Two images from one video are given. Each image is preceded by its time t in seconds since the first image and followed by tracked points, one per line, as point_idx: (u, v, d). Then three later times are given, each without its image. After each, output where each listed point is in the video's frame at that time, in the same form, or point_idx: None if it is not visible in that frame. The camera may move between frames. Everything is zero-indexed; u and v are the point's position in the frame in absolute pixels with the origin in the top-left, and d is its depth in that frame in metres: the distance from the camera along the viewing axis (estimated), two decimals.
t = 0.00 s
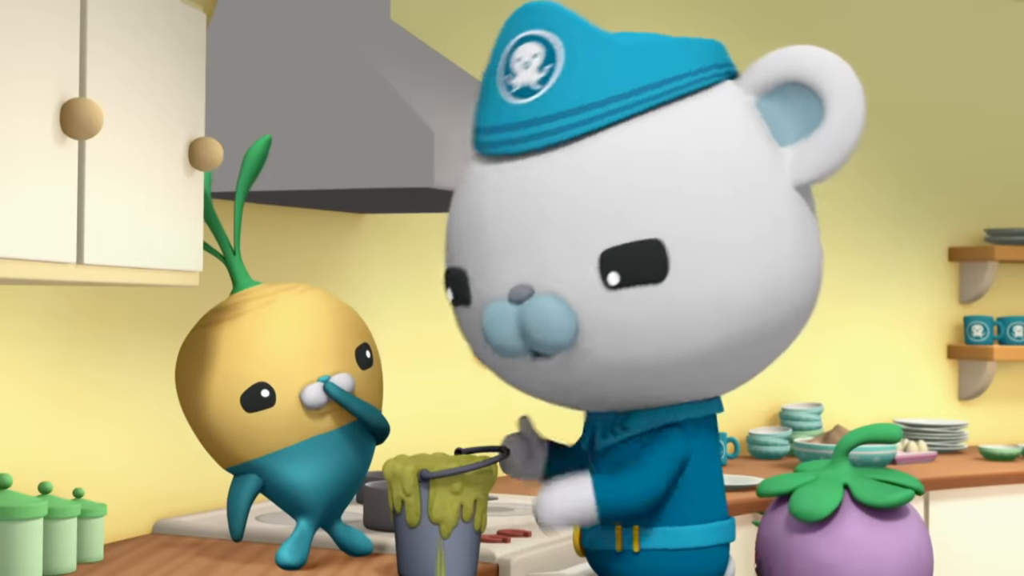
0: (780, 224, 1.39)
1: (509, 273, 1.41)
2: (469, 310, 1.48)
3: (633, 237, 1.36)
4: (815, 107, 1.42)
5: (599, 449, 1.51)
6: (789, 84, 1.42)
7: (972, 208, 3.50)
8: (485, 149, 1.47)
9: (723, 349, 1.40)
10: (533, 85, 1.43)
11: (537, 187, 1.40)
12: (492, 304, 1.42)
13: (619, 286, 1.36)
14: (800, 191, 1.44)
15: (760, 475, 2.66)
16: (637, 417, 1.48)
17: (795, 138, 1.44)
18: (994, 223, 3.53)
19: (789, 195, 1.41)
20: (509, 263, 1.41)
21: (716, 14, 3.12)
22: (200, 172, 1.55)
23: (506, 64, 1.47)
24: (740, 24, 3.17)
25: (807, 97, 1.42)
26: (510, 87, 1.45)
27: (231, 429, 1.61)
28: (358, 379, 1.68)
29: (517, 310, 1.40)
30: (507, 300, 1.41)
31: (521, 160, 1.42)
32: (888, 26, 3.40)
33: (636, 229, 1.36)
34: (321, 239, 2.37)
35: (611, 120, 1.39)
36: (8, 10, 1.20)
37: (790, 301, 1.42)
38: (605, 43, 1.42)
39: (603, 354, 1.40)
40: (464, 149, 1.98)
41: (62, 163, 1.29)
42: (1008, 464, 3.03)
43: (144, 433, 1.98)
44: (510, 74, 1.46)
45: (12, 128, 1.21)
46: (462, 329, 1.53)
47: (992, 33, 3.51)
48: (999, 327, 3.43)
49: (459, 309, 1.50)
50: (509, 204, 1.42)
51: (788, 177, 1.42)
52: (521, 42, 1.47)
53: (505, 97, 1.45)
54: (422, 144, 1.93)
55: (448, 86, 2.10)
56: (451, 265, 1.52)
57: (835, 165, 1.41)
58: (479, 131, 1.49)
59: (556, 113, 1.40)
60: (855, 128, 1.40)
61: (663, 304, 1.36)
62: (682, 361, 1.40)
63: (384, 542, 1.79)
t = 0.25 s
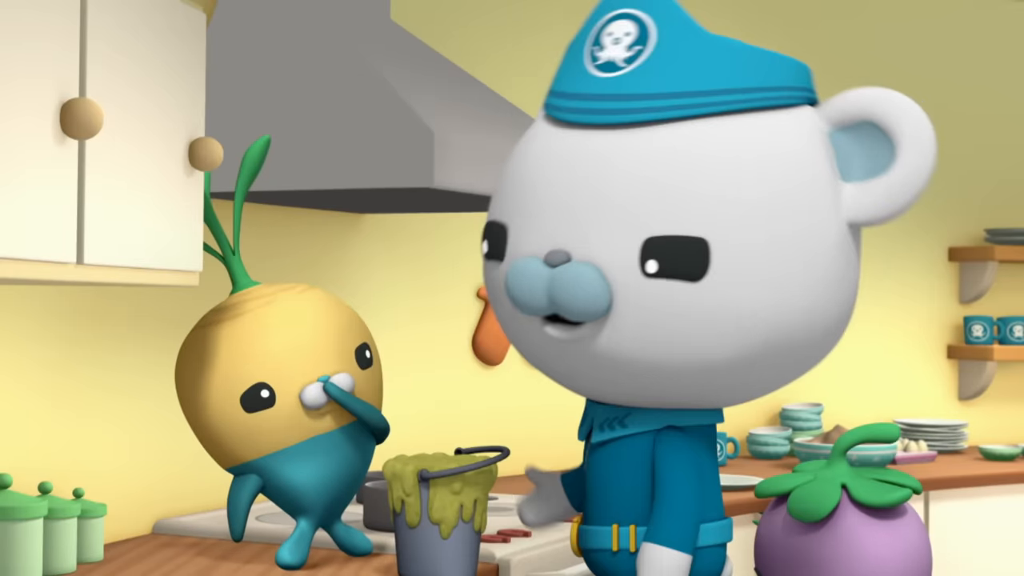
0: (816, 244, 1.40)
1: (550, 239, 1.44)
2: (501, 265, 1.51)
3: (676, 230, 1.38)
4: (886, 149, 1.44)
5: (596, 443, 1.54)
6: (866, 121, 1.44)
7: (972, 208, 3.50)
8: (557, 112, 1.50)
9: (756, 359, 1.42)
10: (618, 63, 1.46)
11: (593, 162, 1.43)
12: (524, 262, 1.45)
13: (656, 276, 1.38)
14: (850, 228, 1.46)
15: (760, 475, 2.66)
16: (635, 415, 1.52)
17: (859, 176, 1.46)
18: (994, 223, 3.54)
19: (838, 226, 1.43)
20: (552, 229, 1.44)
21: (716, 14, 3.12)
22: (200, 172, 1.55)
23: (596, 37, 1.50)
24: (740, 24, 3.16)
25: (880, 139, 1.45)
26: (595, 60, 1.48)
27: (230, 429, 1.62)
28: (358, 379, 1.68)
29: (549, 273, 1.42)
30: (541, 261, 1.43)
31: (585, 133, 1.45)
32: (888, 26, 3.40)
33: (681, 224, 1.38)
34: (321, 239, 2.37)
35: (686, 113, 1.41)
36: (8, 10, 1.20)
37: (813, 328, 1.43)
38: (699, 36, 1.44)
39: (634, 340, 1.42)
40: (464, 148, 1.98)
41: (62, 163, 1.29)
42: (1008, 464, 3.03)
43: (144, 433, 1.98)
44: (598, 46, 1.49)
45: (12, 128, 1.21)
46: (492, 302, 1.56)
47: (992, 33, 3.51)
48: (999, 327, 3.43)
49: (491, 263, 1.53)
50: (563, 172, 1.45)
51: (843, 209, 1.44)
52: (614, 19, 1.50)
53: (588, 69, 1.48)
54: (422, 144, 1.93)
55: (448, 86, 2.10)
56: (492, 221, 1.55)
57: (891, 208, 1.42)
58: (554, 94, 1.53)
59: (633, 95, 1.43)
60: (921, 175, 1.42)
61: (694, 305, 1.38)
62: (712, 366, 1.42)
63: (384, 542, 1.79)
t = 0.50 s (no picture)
0: (807, 244, 1.41)
1: (542, 250, 1.44)
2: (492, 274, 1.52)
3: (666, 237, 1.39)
4: (874, 144, 1.45)
5: (594, 449, 1.54)
6: (852, 118, 1.45)
7: (971, 208, 3.50)
8: (541, 120, 1.50)
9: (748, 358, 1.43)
10: (602, 69, 1.46)
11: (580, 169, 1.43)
12: (516, 274, 1.45)
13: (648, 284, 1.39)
14: (841, 225, 1.47)
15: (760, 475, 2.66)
16: (634, 419, 1.52)
17: (848, 172, 1.47)
18: (994, 223, 3.54)
19: (828, 222, 1.44)
20: (543, 239, 1.44)
21: (717, 14, 3.12)
22: (200, 172, 1.55)
23: (579, 41, 1.51)
24: (740, 25, 3.16)
25: (867, 134, 1.46)
26: (578, 66, 1.49)
27: (231, 429, 1.62)
28: (359, 381, 1.68)
29: (541, 285, 1.42)
30: (532, 273, 1.43)
31: (570, 141, 1.46)
32: (888, 25, 3.40)
33: (673, 230, 1.39)
34: (321, 239, 2.37)
35: (674, 118, 1.42)
36: (8, 10, 1.20)
37: (806, 325, 1.44)
38: (677, 40, 1.45)
39: (626, 346, 1.42)
40: (464, 148, 1.98)
41: (62, 163, 1.29)
42: (1008, 464, 3.03)
43: (144, 432, 1.98)
44: (581, 51, 1.50)
45: (12, 128, 1.21)
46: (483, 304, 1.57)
47: (992, 33, 3.51)
48: (999, 327, 3.43)
49: (482, 271, 1.54)
50: (550, 181, 1.45)
51: (833, 208, 1.45)
52: (595, 23, 1.51)
53: (572, 75, 1.49)
54: (422, 144, 1.93)
55: (448, 86, 2.10)
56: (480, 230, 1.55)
57: (883, 202, 1.44)
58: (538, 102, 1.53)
59: (621, 101, 1.43)
60: (910, 167, 1.43)
61: (688, 310, 1.39)
62: (706, 367, 1.43)
63: (384, 542, 1.79)
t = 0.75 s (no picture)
0: (799, 241, 1.42)
1: (533, 260, 1.45)
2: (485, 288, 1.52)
3: (657, 242, 1.39)
4: (858, 132, 1.45)
5: (597, 451, 1.55)
6: (834, 106, 1.45)
7: (972, 208, 3.50)
8: (523, 128, 1.50)
9: (742, 356, 1.43)
10: (581, 74, 1.46)
11: (566, 176, 1.44)
12: (509, 285, 1.46)
13: (641, 289, 1.39)
14: (830, 216, 1.47)
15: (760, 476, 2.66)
16: (635, 420, 1.52)
17: (834, 161, 1.47)
18: (994, 223, 3.54)
19: (819, 217, 1.44)
20: (534, 249, 1.45)
21: (717, 14, 3.12)
22: (200, 172, 1.55)
23: (556, 48, 1.50)
24: (740, 25, 3.16)
25: (850, 122, 1.45)
26: (557, 73, 1.48)
27: (231, 428, 1.62)
28: (359, 381, 1.68)
29: (535, 295, 1.43)
30: (526, 284, 1.44)
31: (554, 149, 1.46)
32: (887, 25, 3.40)
33: (663, 233, 1.39)
34: (321, 239, 2.37)
35: (655, 120, 1.42)
36: (8, 10, 1.20)
37: (801, 319, 1.45)
38: (655, 42, 1.45)
39: (620, 351, 1.43)
40: (465, 149, 1.98)
41: (62, 163, 1.29)
42: (1008, 464, 3.03)
43: (144, 432, 1.98)
44: (558, 58, 1.49)
45: (12, 128, 1.21)
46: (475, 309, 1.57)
47: (991, 33, 3.51)
48: (999, 327, 3.43)
49: (474, 284, 1.54)
50: (538, 190, 1.45)
51: (821, 201, 1.45)
52: (572, 28, 1.50)
53: (550, 81, 1.48)
54: (422, 144, 1.93)
55: (449, 86, 2.10)
56: (470, 240, 1.55)
57: (870, 190, 1.43)
58: (518, 111, 1.53)
59: (602, 105, 1.43)
60: (896, 154, 1.42)
61: (682, 311, 1.40)
62: (700, 366, 1.43)
63: (384, 542, 1.79)
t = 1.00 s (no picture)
0: (798, 242, 1.41)
1: (533, 257, 1.45)
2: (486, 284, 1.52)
3: (657, 239, 1.39)
4: (860, 133, 1.45)
5: (596, 449, 1.55)
6: (836, 108, 1.45)
7: (971, 207, 3.50)
8: (525, 125, 1.51)
9: (742, 355, 1.43)
10: (584, 72, 1.46)
11: (566, 172, 1.44)
12: (509, 280, 1.46)
13: (640, 287, 1.39)
14: (831, 216, 1.47)
15: (760, 475, 2.66)
16: (635, 418, 1.52)
17: (835, 162, 1.47)
18: (994, 223, 3.54)
19: (820, 216, 1.44)
20: (534, 246, 1.45)
21: (717, 14, 3.12)
22: (200, 172, 1.55)
23: (560, 46, 1.50)
24: (740, 25, 3.16)
25: (852, 123, 1.45)
26: (560, 71, 1.48)
27: (243, 434, 1.61)
28: (377, 408, 1.67)
29: (535, 291, 1.43)
30: (525, 280, 1.45)
31: (554, 146, 1.46)
32: (887, 25, 3.40)
33: (663, 232, 1.39)
34: (321, 239, 2.37)
35: (659, 118, 1.42)
36: (8, 10, 1.20)
37: (801, 319, 1.45)
38: (657, 41, 1.45)
39: (620, 349, 1.43)
40: (464, 149, 1.98)
41: (62, 163, 1.29)
42: (1008, 464, 3.03)
43: (144, 433, 1.98)
44: (562, 55, 1.49)
45: (12, 128, 1.21)
46: (475, 305, 1.58)
47: (991, 33, 3.51)
48: (999, 327, 3.43)
49: (475, 281, 1.54)
50: (538, 187, 1.46)
51: (822, 202, 1.45)
52: (576, 26, 1.50)
53: (553, 78, 1.49)
54: (422, 144, 1.93)
55: (448, 86, 2.11)
56: (472, 237, 1.56)
57: (872, 191, 1.43)
58: (521, 108, 1.53)
59: (604, 103, 1.43)
60: (897, 156, 1.42)
61: (682, 309, 1.40)
62: (700, 365, 1.43)
63: (384, 542, 1.79)
